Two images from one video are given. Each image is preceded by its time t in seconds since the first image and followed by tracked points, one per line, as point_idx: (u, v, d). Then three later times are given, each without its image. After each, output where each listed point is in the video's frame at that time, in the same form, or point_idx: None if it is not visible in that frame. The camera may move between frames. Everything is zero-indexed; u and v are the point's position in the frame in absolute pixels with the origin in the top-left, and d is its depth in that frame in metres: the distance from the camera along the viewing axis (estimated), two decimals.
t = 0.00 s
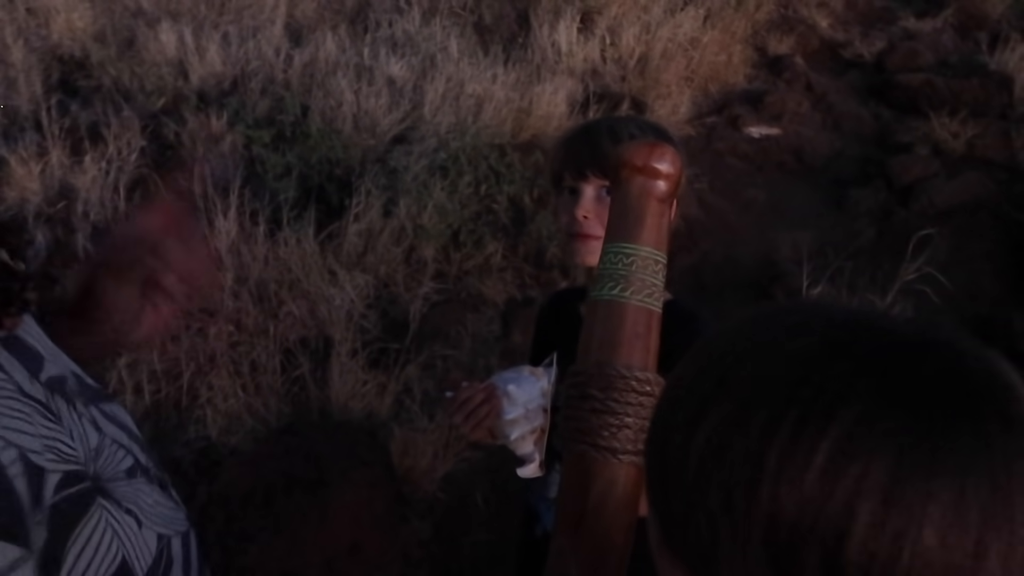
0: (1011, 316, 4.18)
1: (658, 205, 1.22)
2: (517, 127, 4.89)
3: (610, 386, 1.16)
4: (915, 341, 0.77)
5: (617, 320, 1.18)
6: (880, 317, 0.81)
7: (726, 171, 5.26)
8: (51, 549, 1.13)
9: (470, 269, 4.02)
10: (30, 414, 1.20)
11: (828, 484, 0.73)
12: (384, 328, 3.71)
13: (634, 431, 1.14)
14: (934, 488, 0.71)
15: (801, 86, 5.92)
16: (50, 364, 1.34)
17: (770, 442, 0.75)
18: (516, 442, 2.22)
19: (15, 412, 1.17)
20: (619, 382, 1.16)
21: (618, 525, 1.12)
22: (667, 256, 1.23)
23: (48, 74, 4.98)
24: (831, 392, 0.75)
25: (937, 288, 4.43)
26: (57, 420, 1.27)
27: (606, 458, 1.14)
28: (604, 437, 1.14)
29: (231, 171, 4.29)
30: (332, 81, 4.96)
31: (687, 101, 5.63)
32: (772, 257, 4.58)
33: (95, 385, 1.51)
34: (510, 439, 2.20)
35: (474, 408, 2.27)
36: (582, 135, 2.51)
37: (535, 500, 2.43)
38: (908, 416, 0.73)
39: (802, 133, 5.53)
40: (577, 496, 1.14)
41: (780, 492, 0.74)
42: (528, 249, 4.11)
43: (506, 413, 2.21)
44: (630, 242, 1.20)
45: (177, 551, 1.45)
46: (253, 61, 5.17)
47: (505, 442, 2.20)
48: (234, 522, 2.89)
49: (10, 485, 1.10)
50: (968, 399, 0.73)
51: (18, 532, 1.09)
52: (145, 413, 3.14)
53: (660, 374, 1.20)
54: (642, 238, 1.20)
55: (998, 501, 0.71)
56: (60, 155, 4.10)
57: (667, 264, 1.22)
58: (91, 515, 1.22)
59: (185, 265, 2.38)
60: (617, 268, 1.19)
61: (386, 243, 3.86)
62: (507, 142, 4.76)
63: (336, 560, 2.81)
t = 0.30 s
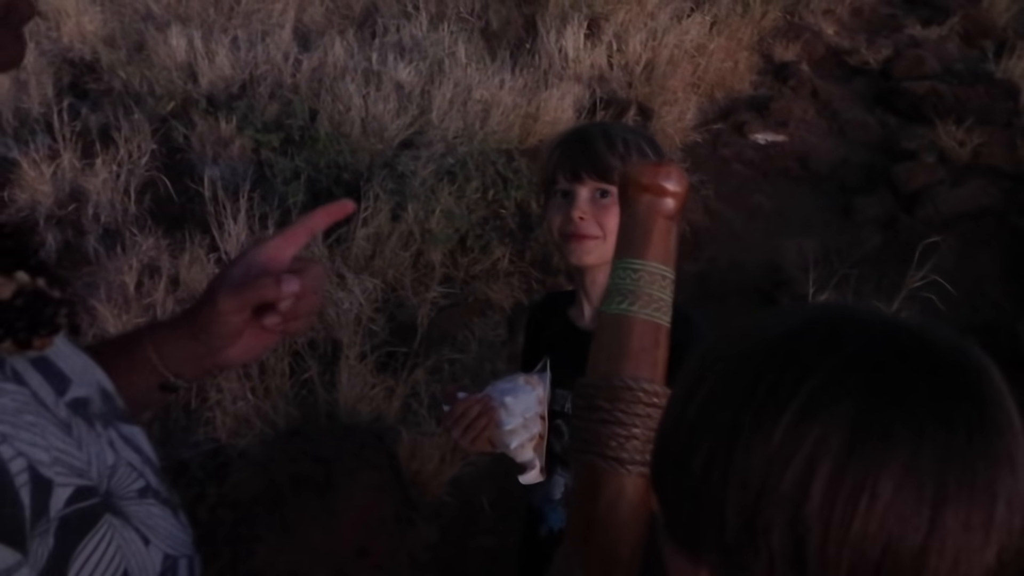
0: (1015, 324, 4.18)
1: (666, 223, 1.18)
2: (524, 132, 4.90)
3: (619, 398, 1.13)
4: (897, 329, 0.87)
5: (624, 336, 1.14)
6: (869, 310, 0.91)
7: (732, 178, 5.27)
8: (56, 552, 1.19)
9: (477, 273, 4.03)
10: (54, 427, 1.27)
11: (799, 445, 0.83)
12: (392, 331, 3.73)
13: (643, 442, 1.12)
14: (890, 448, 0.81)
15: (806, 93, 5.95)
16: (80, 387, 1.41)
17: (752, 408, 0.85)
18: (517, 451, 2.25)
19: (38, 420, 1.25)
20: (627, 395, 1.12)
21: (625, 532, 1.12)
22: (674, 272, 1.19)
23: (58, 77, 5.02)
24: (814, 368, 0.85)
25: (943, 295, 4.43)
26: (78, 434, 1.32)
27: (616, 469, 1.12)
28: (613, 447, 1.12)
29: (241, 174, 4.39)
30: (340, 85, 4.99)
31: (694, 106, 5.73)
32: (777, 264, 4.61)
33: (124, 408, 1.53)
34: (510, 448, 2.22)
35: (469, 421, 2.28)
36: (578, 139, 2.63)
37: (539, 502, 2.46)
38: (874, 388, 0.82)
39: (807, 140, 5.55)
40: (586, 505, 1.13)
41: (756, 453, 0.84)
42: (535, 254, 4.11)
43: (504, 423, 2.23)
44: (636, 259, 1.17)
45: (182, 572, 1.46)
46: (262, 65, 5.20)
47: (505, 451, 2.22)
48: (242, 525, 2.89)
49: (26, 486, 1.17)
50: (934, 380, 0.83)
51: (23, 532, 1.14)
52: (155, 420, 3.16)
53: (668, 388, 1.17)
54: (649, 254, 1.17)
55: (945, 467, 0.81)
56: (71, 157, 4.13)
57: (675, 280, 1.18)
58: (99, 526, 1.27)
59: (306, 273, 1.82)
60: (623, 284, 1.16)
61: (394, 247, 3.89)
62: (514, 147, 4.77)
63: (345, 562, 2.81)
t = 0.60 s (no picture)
0: None
1: (679, 229, 1.20)
2: (537, 141, 4.94)
3: (636, 399, 1.16)
4: (911, 366, 0.99)
5: (640, 337, 1.17)
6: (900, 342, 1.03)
7: (745, 188, 5.29)
8: (98, 522, 1.14)
9: (491, 281, 4.06)
10: (97, 401, 1.24)
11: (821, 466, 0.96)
12: (408, 338, 3.77)
13: (659, 441, 1.15)
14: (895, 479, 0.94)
15: (817, 105, 5.98)
16: (124, 369, 1.41)
17: (767, 433, 1.00)
18: (525, 459, 2.29)
19: (81, 392, 1.21)
20: (643, 395, 1.16)
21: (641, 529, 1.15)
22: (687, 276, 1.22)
23: (78, 85, 5.09)
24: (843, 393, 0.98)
25: (956, 306, 4.43)
26: (119, 412, 1.30)
27: (632, 468, 1.15)
28: (631, 447, 1.15)
29: (258, 181, 4.44)
30: (355, 95, 5.04)
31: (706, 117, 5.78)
32: (790, 274, 4.61)
33: (167, 394, 1.54)
34: (518, 457, 2.27)
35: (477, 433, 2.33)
36: (578, 146, 2.62)
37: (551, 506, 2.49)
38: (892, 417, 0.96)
39: (819, 151, 5.56)
40: (604, 502, 1.16)
41: (779, 467, 0.98)
42: (549, 262, 4.13)
43: (511, 434, 2.28)
44: (651, 263, 1.19)
45: (223, 552, 1.43)
46: (279, 74, 5.25)
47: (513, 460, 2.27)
48: (261, 528, 2.92)
49: (70, 454, 1.12)
50: (948, 415, 0.96)
51: (67, 498, 1.09)
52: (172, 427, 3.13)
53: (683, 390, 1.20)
54: (664, 258, 1.19)
55: (938, 504, 0.93)
56: (92, 164, 4.19)
57: (688, 283, 1.21)
58: (140, 498, 1.22)
59: (344, 309, 1.91)
60: (638, 287, 1.20)
61: (409, 254, 3.91)
62: (527, 156, 4.81)
63: (361, 565, 2.88)
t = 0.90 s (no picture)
0: None
1: (679, 220, 1.13)
2: (551, 146, 4.95)
3: (641, 383, 1.08)
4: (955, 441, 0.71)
5: (643, 326, 1.09)
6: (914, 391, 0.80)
7: (758, 195, 5.29)
8: (146, 501, 1.16)
9: (504, 284, 4.07)
10: (139, 386, 1.27)
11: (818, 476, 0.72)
12: (423, 340, 3.79)
13: (666, 426, 1.07)
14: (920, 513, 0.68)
15: (830, 113, 5.99)
16: (159, 358, 1.48)
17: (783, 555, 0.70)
18: (534, 455, 2.30)
19: (125, 377, 1.24)
20: (648, 380, 1.08)
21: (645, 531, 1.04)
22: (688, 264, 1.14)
23: (97, 85, 5.14)
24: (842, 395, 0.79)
25: (970, 316, 4.41)
26: (160, 398, 1.34)
27: (640, 455, 1.06)
28: (637, 434, 1.07)
29: (273, 181, 4.46)
30: (370, 97, 5.07)
31: (719, 124, 5.80)
32: (802, 282, 4.62)
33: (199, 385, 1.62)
34: (528, 452, 2.27)
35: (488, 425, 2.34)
36: (596, 150, 2.63)
37: (556, 505, 2.55)
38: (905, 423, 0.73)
39: (832, 159, 5.56)
40: (606, 495, 1.07)
41: None
42: (562, 266, 4.13)
43: (521, 430, 2.29)
44: (651, 254, 1.11)
45: (259, 532, 1.44)
46: (295, 76, 5.29)
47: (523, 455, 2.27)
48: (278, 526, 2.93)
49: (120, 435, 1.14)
50: None
51: (117, 478, 1.11)
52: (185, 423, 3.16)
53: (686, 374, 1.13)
54: (666, 249, 1.12)
55: None
56: (111, 163, 4.24)
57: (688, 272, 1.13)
58: (183, 479, 1.24)
59: (362, 320, 2.24)
60: (639, 276, 1.11)
61: (423, 257, 3.94)
62: (541, 160, 4.82)
63: (374, 566, 2.88)
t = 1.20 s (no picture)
0: None
1: (712, 168, 1.23)
2: (559, 148, 4.98)
3: (670, 332, 1.19)
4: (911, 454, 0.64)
5: (674, 276, 1.20)
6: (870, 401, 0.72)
7: (765, 195, 5.30)
8: (173, 484, 1.17)
9: (513, 285, 4.09)
10: (162, 373, 1.27)
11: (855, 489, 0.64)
12: (433, 340, 3.81)
13: (695, 373, 1.18)
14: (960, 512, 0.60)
15: (837, 112, 5.99)
16: (178, 347, 1.46)
17: None
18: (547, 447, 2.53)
19: (148, 364, 1.24)
20: (677, 329, 1.18)
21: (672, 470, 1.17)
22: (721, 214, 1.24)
23: (107, 90, 5.18)
24: (839, 410, 0.72)
25: (980, 315, 4.41)
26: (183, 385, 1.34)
27: (670, 400, 1.17)
28: (667, 380, 1.18)
29: (283, 185, 4.49)
30: (378, 100, 5.10)
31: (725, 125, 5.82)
32: (811, 281, 4.62)
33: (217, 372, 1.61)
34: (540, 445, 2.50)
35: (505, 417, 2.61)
36: (606, 152, 2.68)
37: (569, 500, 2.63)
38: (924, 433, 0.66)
39: (840, 158, 5.56)
40: (640, 436, 1.19)
41: None
42: (571, 267, 4.14)
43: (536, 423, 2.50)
44: (685, 203, 1.22)
45: (283, 514, 1.45)
46: (303, 80, 5.32)
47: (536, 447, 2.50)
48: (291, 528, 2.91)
49: (144, 420, 1.13)
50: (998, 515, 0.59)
51: (142, 463, 1.11)
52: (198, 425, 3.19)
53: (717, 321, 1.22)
54: (698, 198, 1.21)
55: None
56: (122, 167, 4.28)
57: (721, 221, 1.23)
58: (209, 463, 1.24)
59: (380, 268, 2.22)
60: (672, 228, 1.22)
61: (433, 259, 3.96)
62: (549, 162, 4.84)
63: (388, 564, 2.90)
